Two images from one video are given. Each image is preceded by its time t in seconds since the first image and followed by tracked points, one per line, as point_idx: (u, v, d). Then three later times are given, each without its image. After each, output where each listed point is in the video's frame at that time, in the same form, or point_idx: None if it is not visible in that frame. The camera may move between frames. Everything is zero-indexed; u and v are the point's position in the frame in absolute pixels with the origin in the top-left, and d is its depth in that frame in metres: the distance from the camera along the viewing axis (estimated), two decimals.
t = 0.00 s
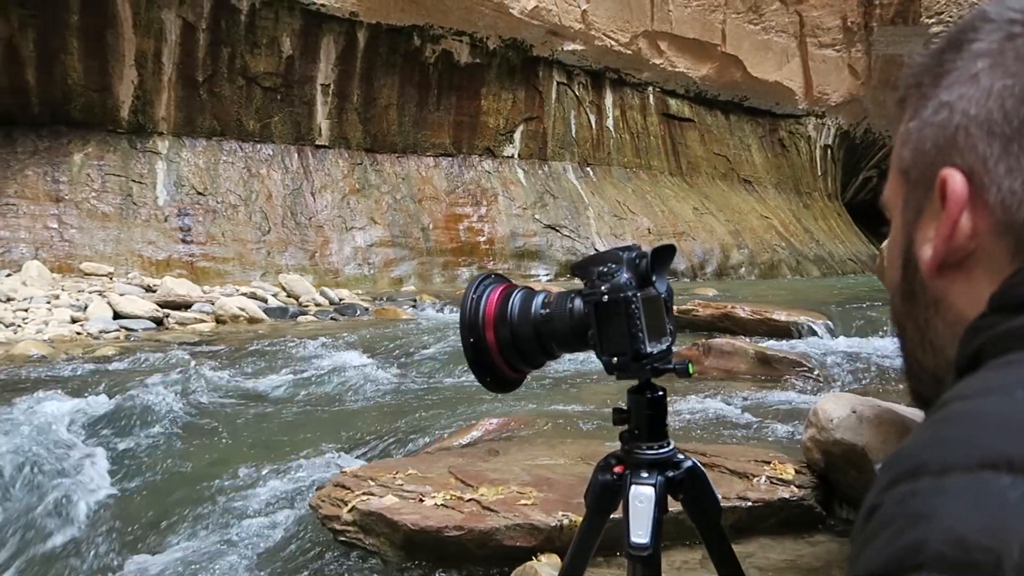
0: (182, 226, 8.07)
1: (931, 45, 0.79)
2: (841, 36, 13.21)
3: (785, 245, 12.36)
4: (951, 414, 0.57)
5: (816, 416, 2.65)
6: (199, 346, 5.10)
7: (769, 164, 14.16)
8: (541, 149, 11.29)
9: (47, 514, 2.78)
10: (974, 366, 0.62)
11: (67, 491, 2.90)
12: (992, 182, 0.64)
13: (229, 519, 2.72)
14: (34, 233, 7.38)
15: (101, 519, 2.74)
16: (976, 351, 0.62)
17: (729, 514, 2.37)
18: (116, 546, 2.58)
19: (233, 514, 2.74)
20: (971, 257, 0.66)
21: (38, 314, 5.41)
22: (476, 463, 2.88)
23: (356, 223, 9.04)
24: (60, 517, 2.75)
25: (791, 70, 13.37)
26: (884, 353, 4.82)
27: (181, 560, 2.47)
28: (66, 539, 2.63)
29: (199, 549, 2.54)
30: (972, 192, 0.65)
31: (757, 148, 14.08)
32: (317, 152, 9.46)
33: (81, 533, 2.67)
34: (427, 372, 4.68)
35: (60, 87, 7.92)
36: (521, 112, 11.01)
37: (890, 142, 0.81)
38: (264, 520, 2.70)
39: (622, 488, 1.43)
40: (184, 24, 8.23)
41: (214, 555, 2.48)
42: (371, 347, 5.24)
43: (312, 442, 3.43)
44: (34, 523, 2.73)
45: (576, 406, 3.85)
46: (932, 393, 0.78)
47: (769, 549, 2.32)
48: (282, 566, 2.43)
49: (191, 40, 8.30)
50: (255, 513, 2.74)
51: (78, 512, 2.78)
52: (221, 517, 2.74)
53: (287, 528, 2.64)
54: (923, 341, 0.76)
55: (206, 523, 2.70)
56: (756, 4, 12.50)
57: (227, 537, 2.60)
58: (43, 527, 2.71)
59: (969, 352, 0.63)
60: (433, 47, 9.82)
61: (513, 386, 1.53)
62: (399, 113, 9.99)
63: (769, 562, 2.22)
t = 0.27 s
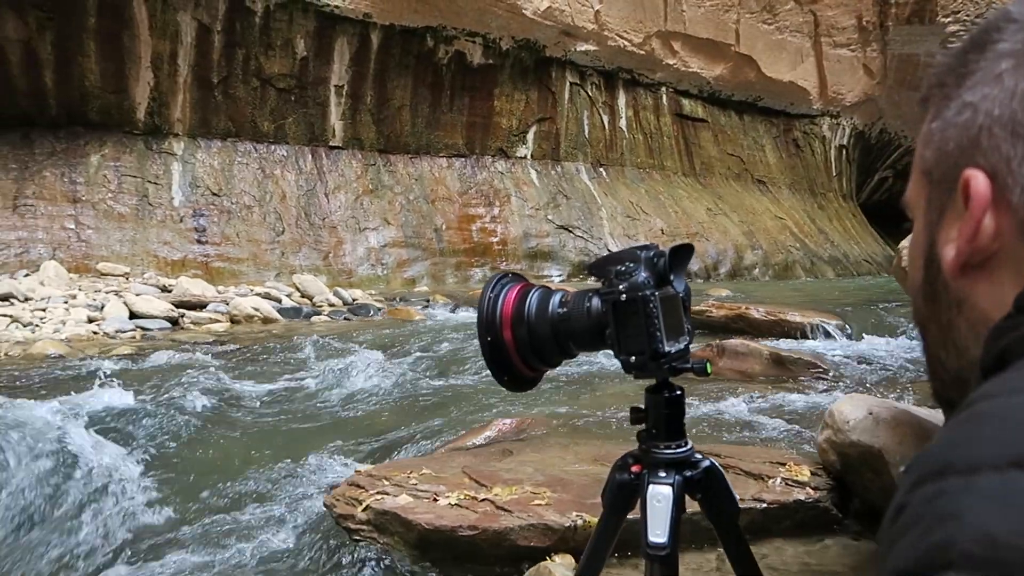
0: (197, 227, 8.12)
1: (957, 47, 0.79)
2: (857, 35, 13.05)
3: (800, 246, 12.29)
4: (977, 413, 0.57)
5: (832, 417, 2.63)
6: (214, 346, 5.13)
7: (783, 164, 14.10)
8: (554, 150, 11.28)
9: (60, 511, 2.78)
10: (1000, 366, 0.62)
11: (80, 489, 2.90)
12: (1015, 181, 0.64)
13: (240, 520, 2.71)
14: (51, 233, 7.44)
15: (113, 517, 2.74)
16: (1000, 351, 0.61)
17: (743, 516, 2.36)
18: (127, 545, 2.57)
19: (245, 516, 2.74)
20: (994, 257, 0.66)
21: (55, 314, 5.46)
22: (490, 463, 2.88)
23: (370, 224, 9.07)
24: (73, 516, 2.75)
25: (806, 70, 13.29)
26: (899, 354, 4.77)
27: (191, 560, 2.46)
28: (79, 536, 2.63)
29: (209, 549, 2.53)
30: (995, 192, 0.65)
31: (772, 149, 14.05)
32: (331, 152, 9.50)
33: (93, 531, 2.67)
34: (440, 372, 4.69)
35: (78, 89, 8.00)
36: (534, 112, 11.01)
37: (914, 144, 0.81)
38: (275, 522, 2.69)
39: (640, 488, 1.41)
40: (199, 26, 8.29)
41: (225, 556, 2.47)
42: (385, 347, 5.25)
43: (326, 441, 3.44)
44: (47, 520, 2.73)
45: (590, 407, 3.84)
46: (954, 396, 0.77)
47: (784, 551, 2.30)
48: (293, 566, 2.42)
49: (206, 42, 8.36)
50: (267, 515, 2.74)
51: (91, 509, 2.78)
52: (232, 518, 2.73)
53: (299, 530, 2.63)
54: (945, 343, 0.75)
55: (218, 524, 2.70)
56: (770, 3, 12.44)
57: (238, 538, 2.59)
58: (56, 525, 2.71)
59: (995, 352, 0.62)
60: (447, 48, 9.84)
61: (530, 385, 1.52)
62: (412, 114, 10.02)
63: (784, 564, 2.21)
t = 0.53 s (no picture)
0: (212, 228, 8.18)
1: (984, 47, 0.79)
2: (872, 35, 12.92)
3: (814, 247, 12.22)
4: (1008, 416, 0.58)
5: (849, 418, 2.61)
6: (229, 346, 5.17)
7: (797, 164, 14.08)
8: (567, 150, 11.27)
9: (75, 513, 2.78)
10: None
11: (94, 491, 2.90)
12: None
13: (253, 522, 2.70)
14: (68, 234, 7.51)
15: (127, 518, 2.74)
16: None
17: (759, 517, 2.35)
18: (140, 546, 2.57)
19: (258, 518, 2.73)
20: (1020, 261, 0.65)
21: (73, 314, 5.51)
22: (504, 463, 2.89)
23: (383, 224, 9.09)
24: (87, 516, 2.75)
25: (820, 69, 13.19)
26: (916, 355, 4.73)
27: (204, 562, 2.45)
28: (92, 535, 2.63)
29: (222, 551, 2.52)
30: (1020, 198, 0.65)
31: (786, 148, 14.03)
32: (344, 153, 9.54)
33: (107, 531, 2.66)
34: (453, 372, 4.69)
35: (94, 91, 8.07)
36: (547, 113, 11.00)
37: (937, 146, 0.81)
38: (289, 523, 2.68)
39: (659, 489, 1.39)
40: (214, 28, 8.34)
41: (238, 558, 2.46)
42: (399, 347, 5.27)
43: (341, 441, 3.44)
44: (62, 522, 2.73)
45: (604, 407, 3.83)
46: (980, 398, 0.77)
47: (801, 552, 2.29)
48: (307, 566, 2.42)
49: (221, 43, 8.41)
50: (281, 516, 2.73)
51: (105, 510, 2.78)
52: (244, 520, 2.72)
53: (313, 531, 2.62)
54: (970, 345, 0.75)
55: (231, 525, 2.69)
56: (784, 2, 12.36)
57: (251, 539, 2.58)
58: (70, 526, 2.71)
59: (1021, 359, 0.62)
60: (459, 49, 9.85)
61: (549, 385, 1.49)
62: (425, 115, 10.04)
63: (800, 565, 2.19)
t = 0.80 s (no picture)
0: (230, 228, 8.25)
1: (1016, 49, 0.79)
2: (891, 32, 12.80)
3: (832, 247, 12.13)
4: None
5: (870, 419, 2.59)
6: (248, 346, 5.21)
7: (816, 164, 13.94)
8: (583, 150, 11.26)
9: (92, 514, 2.78)
10: None
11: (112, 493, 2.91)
12: None
13: (271, 525, 2.69)
14: (90, 235, 7.59)
15: (145, 520, 2.73)
16: None
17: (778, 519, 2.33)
18: (157, 548, 2.56)
19: (275, 521, 2.71)
20: None
21: (94, 314, 5.57)
22: (522, 463, 2.89)
23: (400, 225, 9.13)
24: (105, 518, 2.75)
25: (838, 68, 13.09)
26: (938, 357, 4.67)
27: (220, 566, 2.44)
28: (110, 536, 2.63)
29: (238, 555, 2.50)
30: None
31: (804, 148, 13.94)
32: (361, 154, 9.60)
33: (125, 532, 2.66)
34: (470, 372, 4.70)
35: (115, 93, 8.17)
36: (563, 113, 11.00)
37: (971, 149, 0.81)
38: (305, 527, 2.66)
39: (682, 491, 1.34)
40: (232, 30, 8.41)
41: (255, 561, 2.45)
42: (417, 347, 5.29)
43: (359, 442, 3.44)
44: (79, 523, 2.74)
45: (621, 408, 3.82)
46: (1008, 399, 0.78)
47: (820, 555, 2.27)
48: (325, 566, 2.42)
49: (239, 45, 8.48)
50: (298, 520, 2.71)
51: (123, 512, 2.79)
52: (262, 522, 2.71)
53: (330, 537, 2.61)
54: (1000, 348, 0.74)
55: (248, 527, 2.68)
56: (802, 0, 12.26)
57: (268, 543, 2.57)
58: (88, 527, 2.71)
59: None
60: (476, 49, 9.87)
61: (571, 386, 1.46)
62: (441, 116, 10.08)
63: (820, 568, 2.18)
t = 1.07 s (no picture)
0: (246, 229, 8.31)
1: None
2: (908, 31, 12.78)
3: (849, 247, 12.04)
4: None
5: (888, 420, 2.56)
6: (264, 346, 5.24)
7: (832, 164, 13.83)
8: (597, 151, 11.24)
9: (109, 514, 2.79)
10: None
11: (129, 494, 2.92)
12: None
13: (286, 525, 2.68)
14: (108, 236, 7.67)
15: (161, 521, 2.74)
16: None
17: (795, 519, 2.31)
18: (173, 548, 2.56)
19: (291, 521, 2.71)
20: None
21: (112, 315, 5.63)
22: (537, 463, 2.89)
23: (414, 226, 9.16)
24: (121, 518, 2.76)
25: (855, 67, 12.98)
26: (957, 359, 4.61)
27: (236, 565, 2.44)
28: (129, 536, 2.64)
29: (254, 554, 2.50)
30: None
31: (820, 148, 13.85)
32: (375, 155, 9.63)
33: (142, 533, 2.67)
34: (484, 372, 4.70)
35: (132, 95, 8.25)
36: (578, 114, 10.99)
37: (995, 145, 0.83)
38: (321, 527, 2.66)
39: (702, 488, 1.31)
40: (249, 33, 8.47)
41: (271, 561, 2.44)
42: (431, 347, 5.30)
43: (375, 441, 3.45)
44: (97, 523, 2.75)
45: (636, 408, 3.80)
46: None
47: (838, 556, 2.25)
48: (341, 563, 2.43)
49: (255, 48, 8.54)
50: (314, 521, 2.70)
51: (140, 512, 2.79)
52: (277, 523, 2.70)
53: (345, 537, 2.60)
54: None
55: (263, 528, 2.67)
56: None
57: (284, 543, 2.56)
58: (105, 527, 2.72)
59: None
60: (490, 50, 9.86)
61: (589, 385, 1.43)
62: (455, 117, 10.08)
63: (839, 568, 2.16)
